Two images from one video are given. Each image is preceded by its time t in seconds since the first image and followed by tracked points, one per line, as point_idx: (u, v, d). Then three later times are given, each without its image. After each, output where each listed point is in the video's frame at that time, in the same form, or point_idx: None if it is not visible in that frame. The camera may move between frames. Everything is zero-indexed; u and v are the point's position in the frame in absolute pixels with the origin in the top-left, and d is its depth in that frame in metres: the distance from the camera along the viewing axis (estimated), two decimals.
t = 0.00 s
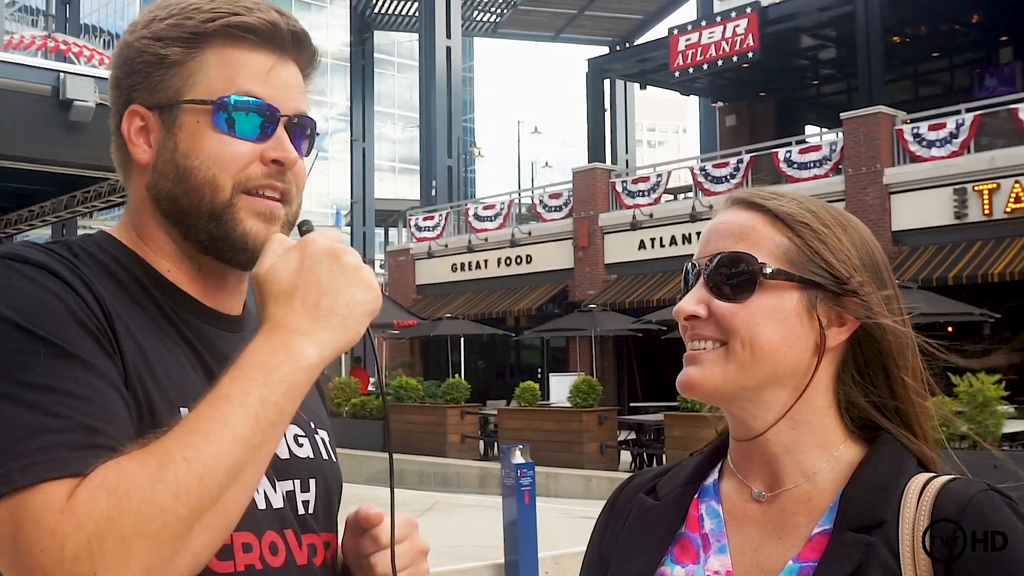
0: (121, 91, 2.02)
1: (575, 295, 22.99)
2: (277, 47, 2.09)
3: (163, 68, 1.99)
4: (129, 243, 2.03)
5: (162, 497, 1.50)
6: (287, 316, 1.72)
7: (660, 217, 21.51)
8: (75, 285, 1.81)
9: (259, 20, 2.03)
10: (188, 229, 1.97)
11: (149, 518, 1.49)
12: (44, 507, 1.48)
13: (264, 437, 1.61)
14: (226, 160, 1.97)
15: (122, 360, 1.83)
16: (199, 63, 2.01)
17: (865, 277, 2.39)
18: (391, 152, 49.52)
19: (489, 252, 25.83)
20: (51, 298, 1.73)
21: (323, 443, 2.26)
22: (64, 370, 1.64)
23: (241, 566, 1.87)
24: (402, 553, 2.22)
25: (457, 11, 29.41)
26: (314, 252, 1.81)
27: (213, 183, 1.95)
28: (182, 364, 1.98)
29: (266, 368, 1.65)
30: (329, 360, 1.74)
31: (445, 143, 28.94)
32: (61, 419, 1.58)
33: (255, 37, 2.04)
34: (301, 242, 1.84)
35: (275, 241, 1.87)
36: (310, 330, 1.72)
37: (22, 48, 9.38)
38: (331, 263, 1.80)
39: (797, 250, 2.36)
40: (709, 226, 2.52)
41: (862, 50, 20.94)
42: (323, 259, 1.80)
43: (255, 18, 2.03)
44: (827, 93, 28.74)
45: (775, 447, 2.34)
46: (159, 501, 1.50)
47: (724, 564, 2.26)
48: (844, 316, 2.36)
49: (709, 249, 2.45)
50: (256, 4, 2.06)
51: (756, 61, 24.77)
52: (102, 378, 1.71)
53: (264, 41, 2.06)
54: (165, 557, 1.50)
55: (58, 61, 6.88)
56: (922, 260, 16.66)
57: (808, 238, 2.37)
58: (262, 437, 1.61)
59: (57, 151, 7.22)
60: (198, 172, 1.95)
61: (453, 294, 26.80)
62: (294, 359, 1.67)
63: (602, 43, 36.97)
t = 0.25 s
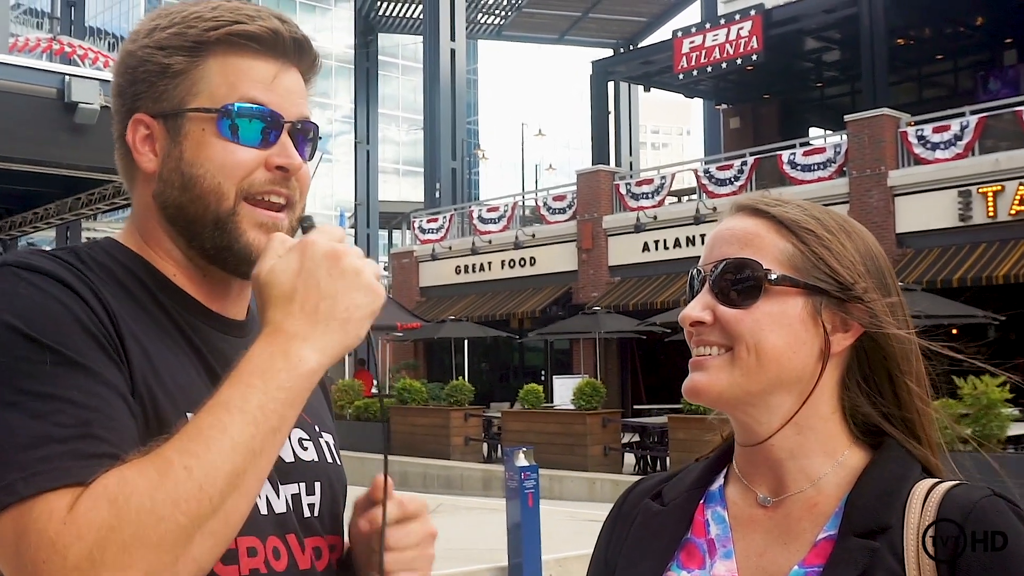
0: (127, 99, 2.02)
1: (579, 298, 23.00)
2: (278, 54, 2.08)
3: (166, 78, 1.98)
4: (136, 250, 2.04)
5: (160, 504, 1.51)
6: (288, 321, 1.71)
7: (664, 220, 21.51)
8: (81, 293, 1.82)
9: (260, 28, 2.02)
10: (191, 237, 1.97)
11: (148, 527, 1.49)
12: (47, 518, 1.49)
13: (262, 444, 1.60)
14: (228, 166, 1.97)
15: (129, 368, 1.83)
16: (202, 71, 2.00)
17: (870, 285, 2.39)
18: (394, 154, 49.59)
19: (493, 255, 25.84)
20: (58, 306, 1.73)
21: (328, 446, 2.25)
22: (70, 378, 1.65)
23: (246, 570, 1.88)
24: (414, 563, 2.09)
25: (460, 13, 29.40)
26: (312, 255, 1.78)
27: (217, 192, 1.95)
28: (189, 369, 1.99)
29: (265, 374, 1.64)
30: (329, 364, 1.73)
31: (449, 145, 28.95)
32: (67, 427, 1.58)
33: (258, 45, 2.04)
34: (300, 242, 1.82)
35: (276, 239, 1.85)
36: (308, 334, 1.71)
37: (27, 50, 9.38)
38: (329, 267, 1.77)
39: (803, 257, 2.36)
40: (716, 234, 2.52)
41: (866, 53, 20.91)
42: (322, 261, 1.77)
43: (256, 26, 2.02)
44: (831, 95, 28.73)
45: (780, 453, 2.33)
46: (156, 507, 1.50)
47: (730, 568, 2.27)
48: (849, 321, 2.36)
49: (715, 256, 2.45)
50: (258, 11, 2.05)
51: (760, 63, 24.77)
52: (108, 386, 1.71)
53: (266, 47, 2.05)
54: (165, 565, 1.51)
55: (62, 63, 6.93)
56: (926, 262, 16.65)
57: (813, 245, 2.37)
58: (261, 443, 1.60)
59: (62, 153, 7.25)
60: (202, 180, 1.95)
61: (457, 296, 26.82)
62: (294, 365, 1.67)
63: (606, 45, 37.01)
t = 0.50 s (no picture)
0: (127, 106, 2.03)
1: (581, 300, 23.02)
2: (267, 57, 2.04)
3: (157, 88, 1.99)
4: (139, 255, 2.05)
5: (155, 510, 1.50)
6: (287, 328, 1.72)
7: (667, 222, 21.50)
8: (82, 297, 1.82)
9: (243, 32, 1.99)
10: (189, 245, 1.97)
11: (143, 532, 1.49)
12: (43, 521, 1.49)
13: (261, 452, 1.60)
14: (222, 174, 1.97)
15: (130, 371, 1.83)
16: (191, 79, 2.00)
17: (867, 287, 2.39)
18: (398, 156, 49.65)
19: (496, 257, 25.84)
20: (59, 310, 1.74)
21: (330, 450, 2.26)
22: (68, 381, 1.65)
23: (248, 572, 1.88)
24: None
25: (464, 15, 29.38)
26: (319, 263, 1.79)
27: (210, 200, 1.95)
28: (189, 371, 1.99)
29: (263, 381, 1.64)
30: (328, 370, 1.73)
31: (453, 147, 28.95)
32: (64, 431, 1.59)
33: (242, 50, 2.01)
34: (304, 252, 1.83)
35: (281, 249, 1.86)
36: (305, 341, 1.71)
37: (33, 53, 9.37)
38: (334, 275, 1.78)
39: (799, 260, 2.37)
40: (714, 236, 2.51)
41: (870, 56, 20.90)
42: (327, 272, 1.78)
43: (240, 29, 1.99)
44: (834, 98, 28.73)
45: (778, 455, 2.33)
46: (151, 513, 1.50)
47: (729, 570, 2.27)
48: (846, 325, 2.35)
49: (713, 258, 2.45)
50: (245, 15, 2.02)
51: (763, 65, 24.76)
52: (106, 389, 1.71)
53: (254, 52, 2.02)
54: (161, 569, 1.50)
55: (68, 65, 6.95)
56: (929, 265, 16.63)
57: (810, 248, 2.37)
58: (259, 450, 1.60)
59: (69, 156, 7.27)
60: (195, 188, 1.95)
61: (460, 298, 26.84)
62: (293, 373, 1.67)
63: (610, 47, 37.02)
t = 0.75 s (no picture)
0: (133, 109, 2.03)
1: (584, 301, 23.01)
2: (277, 70, 2.04)
3: (164, 94, 1.98)
4: (141, 258, 2.05)
5: (152, 510, 1.50)
6: (282, 332, 1.72)
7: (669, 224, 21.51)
8: (82, 297, 1.82)
9: (253, 44, 1.98)
10: (190, 249, 1.97)
11: (140, 533, 1.49)
12: (42, 520, 1.49)
13: (256, 454, 1.60)
14: (225, 183, 1.97)
15: (130, 373, 1.84)
16: (199, 88, 1.99)
17: (862, 289, 2.39)
18: (400, 157, 49.66)
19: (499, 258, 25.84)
20: (59, 311, 1.74)
21: (330, 453, 2.26)
22: (70, 383, 1.65)
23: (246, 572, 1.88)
24: None
25: (466, 16, 29.36)
26: (311, 267, 1.80)
27: (213, 209, 1.96)
28: (188, 371, 1.99)
29: (258, 384, 1.64)
30: (322, 374, 1.73)
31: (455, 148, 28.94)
32: (67, 432, 1.59)
33: (251, 61, 2.00)
34: (299, 257, 1.83)
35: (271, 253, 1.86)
36: (301, 345, 1.72)
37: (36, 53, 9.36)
38: (327, 280, 1.79)
39: (796, 263, 2.36)
40: (711, 238, 2.51)
41: (873, 58, 20.90)
42: (319, 275, 1.79)
43: (250, 42, 1.98)
44: (836, 100, 28.71)
45: (773, 456, 2.33)
46: (148, 515, 1.50)
47: (723, 571, 2.27)
48: (842, 327, 2.35)
49: (709, 261, 2.45)
50: (254, 25, 2.01)
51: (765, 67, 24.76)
52: (107, 391, 1.71)
53: (262, 65, 2.01)
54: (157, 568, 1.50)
55: (70, 66, 6.95)
56: (931, 267, 16.64)
57: (807, 251, 2.37)
58: (253, 453, 1.60)
59: (71, 157, 7.27)
60: (199, 197, 1.96)
61: (462, 298, 26.86)
62: (287, 376, 1.67)
63: (612, 49, 37.02)
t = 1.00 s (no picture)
0: (143, 109, 2.02)
1: (585, 302, 23.02)
2: (292, 82, 2.04)
3: (178, 98, 1.97)
4: (143, 258, 2.05)
5: (156, 508, 1.51)
6: (285, 335, 1.72)
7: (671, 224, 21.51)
8: (81, 295, 1.82)
9: (272, 56, 1.98)
10: (196, 253, 1.98)
11: (144, 532, 1.49)
12: (46, 516, 1.49)
13: (257, 456, 1.60)
14: (236, 192, 1.98)
15: (130, 371, 1.84)
16: (213, 95, 1.99)
17: (857, 291, 2.39)
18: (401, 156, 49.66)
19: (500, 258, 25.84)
20: (58, 307, 1.73)
21: (329, 454, 2.26)
22: (72, 380, 1.65)
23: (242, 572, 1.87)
24: None
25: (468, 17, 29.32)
26: (312, 272, 1.80)
27: (225, 217, 1.96)
28: (187, 371, 1.99)
29: (263, 387, 1.64)
30: (324, 380, 1.73)
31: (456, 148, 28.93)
32: (69, 430, 1.59)
33: (267, 73, 2.00)
34: (300, 260, 1.83)
35: (273, 257, 1.86)
36: (301, 345, 1.72)
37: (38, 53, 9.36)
38: (329, 284, 1.79)
39: (792, 265, 2.36)
40: (707, 240, 2.51)
41: (874, 59, 20.90)
42: (324, 281, 1.79)
43: (266, 54, 1.98)
44: (838, 101, 28.70)
45: (768, 456, 2.33)
46: (153, 513, 1.50)
47: (719, 570, 2.27)
48: (836, 328, 2.35)
49: (706, 262, 2.45)
50: (271, 37, 2.01)
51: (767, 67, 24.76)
52: (108, 390, 1.71)
53: (278, 78, 2.01)
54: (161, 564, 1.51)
55: (72, 66, 6.94)
56: (933, 268, 16.63)
57: (802, 253, 2.37)
58: (254, 454, 1.60)
59: (72, 157, 7.27)
60: (209, 204, 1.96)
61: (464, 299, 26.87)
62: (291, 380, 1.67)
63: (613, 49, 37.04)
